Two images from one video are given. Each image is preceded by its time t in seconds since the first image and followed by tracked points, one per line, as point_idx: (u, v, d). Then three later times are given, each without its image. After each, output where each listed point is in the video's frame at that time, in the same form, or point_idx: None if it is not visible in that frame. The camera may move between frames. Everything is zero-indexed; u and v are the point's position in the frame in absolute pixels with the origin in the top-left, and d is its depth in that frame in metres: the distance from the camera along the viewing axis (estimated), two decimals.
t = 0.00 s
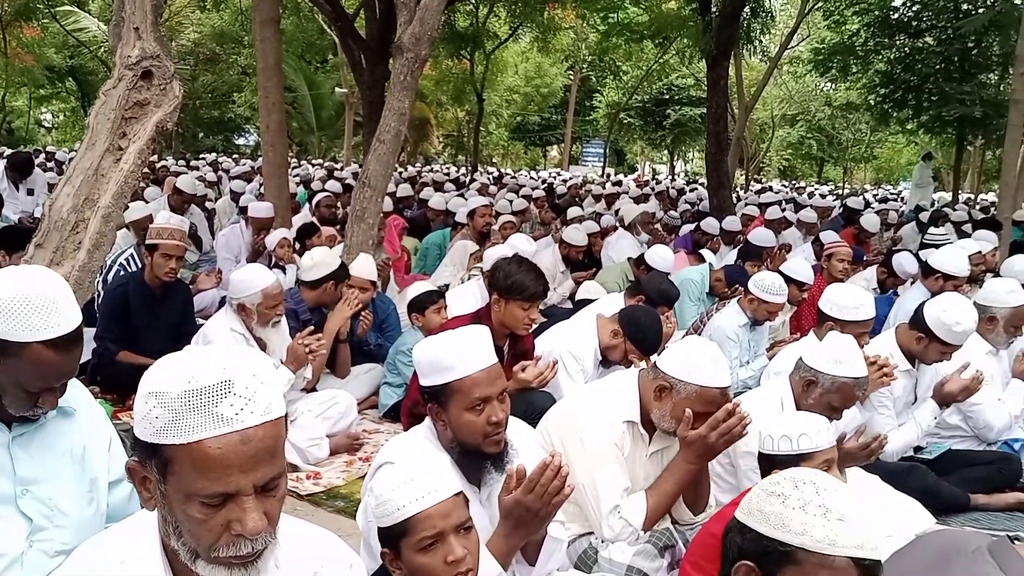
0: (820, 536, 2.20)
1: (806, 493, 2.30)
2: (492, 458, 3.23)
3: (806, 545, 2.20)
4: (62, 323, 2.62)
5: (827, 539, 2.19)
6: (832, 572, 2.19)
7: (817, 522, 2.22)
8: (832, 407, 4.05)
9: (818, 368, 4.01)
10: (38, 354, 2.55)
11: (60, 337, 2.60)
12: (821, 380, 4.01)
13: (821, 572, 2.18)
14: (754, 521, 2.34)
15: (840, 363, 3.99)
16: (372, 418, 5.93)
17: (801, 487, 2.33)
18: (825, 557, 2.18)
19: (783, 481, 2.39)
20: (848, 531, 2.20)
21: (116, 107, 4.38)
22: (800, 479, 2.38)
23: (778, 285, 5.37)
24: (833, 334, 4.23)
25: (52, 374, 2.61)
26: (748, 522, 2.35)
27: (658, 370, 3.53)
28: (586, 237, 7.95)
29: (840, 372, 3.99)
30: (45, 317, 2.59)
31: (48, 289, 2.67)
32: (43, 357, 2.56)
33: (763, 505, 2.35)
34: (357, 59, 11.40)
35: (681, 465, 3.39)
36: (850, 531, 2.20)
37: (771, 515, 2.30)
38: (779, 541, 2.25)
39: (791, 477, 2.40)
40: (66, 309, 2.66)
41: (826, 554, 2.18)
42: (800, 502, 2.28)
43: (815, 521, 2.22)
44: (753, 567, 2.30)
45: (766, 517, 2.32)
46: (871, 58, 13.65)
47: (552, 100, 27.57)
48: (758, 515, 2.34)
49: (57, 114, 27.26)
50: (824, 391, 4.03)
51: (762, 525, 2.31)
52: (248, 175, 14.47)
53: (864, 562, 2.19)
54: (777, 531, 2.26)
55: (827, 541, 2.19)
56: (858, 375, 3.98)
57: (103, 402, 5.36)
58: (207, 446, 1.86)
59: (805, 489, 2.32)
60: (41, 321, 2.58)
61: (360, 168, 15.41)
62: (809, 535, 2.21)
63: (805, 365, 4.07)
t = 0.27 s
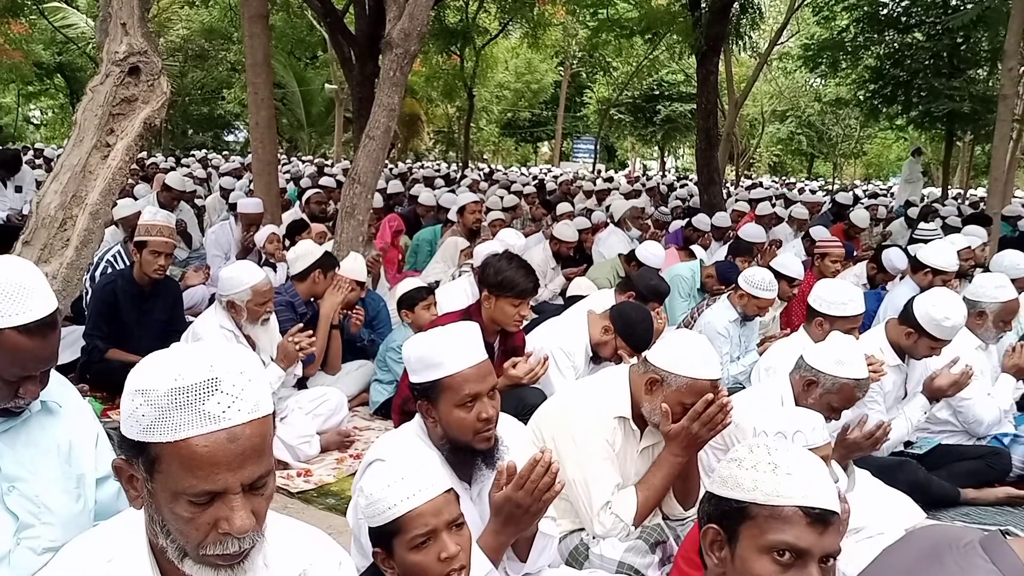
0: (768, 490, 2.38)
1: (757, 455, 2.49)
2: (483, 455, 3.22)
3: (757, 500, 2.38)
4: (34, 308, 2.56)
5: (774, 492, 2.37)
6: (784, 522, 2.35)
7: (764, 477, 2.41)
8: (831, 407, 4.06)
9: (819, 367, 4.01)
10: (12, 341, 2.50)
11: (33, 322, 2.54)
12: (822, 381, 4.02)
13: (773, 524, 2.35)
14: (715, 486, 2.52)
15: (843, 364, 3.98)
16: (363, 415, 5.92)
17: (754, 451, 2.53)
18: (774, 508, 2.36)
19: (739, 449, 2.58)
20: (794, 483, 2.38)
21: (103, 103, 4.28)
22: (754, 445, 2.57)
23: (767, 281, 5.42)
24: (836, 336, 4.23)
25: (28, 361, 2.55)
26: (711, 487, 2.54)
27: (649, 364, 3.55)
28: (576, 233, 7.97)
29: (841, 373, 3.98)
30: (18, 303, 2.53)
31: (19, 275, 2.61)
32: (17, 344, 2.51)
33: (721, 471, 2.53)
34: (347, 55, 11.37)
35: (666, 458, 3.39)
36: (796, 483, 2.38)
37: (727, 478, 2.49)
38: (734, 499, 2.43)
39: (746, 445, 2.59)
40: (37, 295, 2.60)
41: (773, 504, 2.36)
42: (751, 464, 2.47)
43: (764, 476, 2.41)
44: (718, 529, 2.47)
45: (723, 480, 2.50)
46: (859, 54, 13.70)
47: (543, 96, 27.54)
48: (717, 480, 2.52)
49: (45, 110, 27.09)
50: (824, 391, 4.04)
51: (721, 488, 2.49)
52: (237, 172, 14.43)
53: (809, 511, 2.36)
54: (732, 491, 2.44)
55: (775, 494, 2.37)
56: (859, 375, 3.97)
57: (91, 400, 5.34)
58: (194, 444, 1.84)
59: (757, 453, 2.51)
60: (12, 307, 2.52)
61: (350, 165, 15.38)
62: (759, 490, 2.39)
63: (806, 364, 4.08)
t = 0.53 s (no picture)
0: (716, 459, 2.47)
1: (707, 429, 2.58)
2: (471, 450, 3.21)
3: (707, 471, 2.47)
4: None
5: (722, 460, 2.46)
6: (733, 490, 2.43)
7: (713, 448, 2.49)
8: (829, 407, 4.04)
9: (820, 366, 3.99)
10: None
11: None
12: (822, 381, 3.99)
13: (723, 492, 2.43)
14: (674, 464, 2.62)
15: (845, 366, 3.96)
16: (350, 410, 5.90)
17: (706, 426, 2.62)
18: (723, 475, 2.44)
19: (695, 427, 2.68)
20: (739, 451, 2.46)
21: (88, 96, 4.21)
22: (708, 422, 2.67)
23: (754, 275, 5.44)
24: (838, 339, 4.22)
25: None
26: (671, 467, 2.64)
27: (634, 354, 3.55)
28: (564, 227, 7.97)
29: (843, 374, 3.96)
30: None
31: None
32: None
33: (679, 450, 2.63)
34: (335, 48, 11.32)
35: (653, 451, 3.40)
36: (740, 449, 2.46)
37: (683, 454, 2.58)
38: (688, 473, 2.52)
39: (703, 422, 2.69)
40: None
41: (721, 473, 2.44)
42: (702, 437, 2.57)
43: (712, 447, 2.50)
44: (678, 505, 2.54)
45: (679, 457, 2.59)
46: (847, 49, 13.77)
47: (531, 90, 27.50)
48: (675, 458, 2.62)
49: (30, 103, 26.86)
50: (824, 391, 4.01)
51: (678, 465, 2.59)
52: (224, 166, 14.36)
53: (756, 474, 2.43)
54: (686, 465, 2.54)
55: (721, 463, 2.45)
56: (860, 377, 3.96)
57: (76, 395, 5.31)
58: (179, 438, 1.83)
59: (708, 427, 2.60)
60: None
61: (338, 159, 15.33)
62: (707, 461, 2.48)
63: (807, 364, 4.05)
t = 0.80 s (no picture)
0: (718, 467, 2.42)
1: (702, 435, 2.53)
2: (456, 451, 3.20)
3: (709, 479, 2.42)
4: None
5: (724, 468, 2.42)
6: (736, 498, 2.39)
7: (712, 456, 2.45)
8: (836, 424, 3.91)
9: (828, 380, 3.85)
10: None
11: None
12: (830, 397, 3.85)
13: (728, 500, 2.38)
14: (665, 471, 2.55)
15: (854, 383, 3.83)
16: (334, 411, 5.88)
17: (698, 431, 2.57)
18: (726, 484, 2.40)
19: (684, 431, 2.62)
20: (740, 458, 2.43)
21: (70, 94, 4.15)
22: (696, 425, 2.62)
23: (738, 275, 5.46)
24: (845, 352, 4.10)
25: None
26: (660, 473, 2.57)
27: (612, 348, 3.59)
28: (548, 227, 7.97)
29: (851, 392, 3.83)
30: None
31: None
32: None
33: (668, 455, 2.57)
34: (318, 47, 11.27)
35: (638, 451, 3.44)
36: (742, 457, 2.43)
37: (677, 461, 2.52)
38: (684, 480, 2.47)
39: (690, 426, 2.64)
40: None
41: (725, 481, 2.40)
42: (697, 443, 2.52)
43: (711, 455, 2.45)
44: (671, 512, 2.50)
45: (672, 464, 2.53)
46: (829, 49, 13.88)
47: (515, 90, 27.50)
48: (666, 464, 2.56)
49: (9, 101, 26.56)
50: (830, 406, 3.88)
51: (671, 471, 2.52)
52: (207, 165, 14.27)
53: (758, 482, 2.42)
54: (683, 472, 2.48)
55: (725, 470, 2.41)
56: (866, 396, 3.85)
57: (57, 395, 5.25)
58: (162, 444, 1.81)
59: (701, 432, 2.56)
60: None
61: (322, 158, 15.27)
62: (708, 468, 2.43)
63: (815, 377, 3.92)
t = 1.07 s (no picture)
0: (720, 467, 2.34)
1: (696, 438, 2.44)
2: (436, 455, 3.19)
3: (712, 480, 2.32)
4: None
5: (727, 468, 2.33)
6: (738, 496, 2.31)
7: (712, 458, 2.36)
8: (824, 434, 3.89)
9: (823, 394, 3.83)
10: None
11: None
12: (821, 408, 3.84)
13: (732, 500, 2.30)
14: (659, 478, 2.42)
15: (846, 397, 3.79)
16: (311, 414, 5.85)
17: (691, 436, 2.47)
18: (731, 484, 2.31)
19: (673, 437, 2.51)
20: (740, 459, 2.36)
21: (44, 96, 4.04)
22: (686, 429, 2.53)
23: (716, 278, 5.49)
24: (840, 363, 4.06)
25: None
26: (654, 481, 2.44)
27: (585, 343, 3.67)
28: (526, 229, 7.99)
29: (844, 405, 3.79)
30: None
31: None
32: None
33: (662, 462, 2.45)
34: (296, 48, 11.22)
35: (618, 455, 3.43)
36: (743, 457, 2.36)
37: (673, 467, 2.40)
38: (685, 484, 2.35)
39: (678, 432, 2.53)
40: None
41: (729, 481, 2.31)
42: (693, 448, 2.41)
43: (712, 457, 2.36)
44: (670, 517, 2.37)
45: (668, 470, 2.41)
46: (806, 53, 14.08)
47: (493, 92, 27.52)
48: (660, 471, 2.43)
49: None
50: (821, 417, 3.86)
51: (668, 477, 2.40)
52: (184, 167, 14.17)
53: (760, 481, 2.35)
54: (682, 477, 2.36)
55: (727, 471, 2.33)
56: (860, 412, 3.80)
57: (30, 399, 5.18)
58: (140, 457, 1.79)
59: (694, 436, 2.46)
60: None
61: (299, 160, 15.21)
62: (710, 470, 2.33)
63: (808, 387, 3.88)
